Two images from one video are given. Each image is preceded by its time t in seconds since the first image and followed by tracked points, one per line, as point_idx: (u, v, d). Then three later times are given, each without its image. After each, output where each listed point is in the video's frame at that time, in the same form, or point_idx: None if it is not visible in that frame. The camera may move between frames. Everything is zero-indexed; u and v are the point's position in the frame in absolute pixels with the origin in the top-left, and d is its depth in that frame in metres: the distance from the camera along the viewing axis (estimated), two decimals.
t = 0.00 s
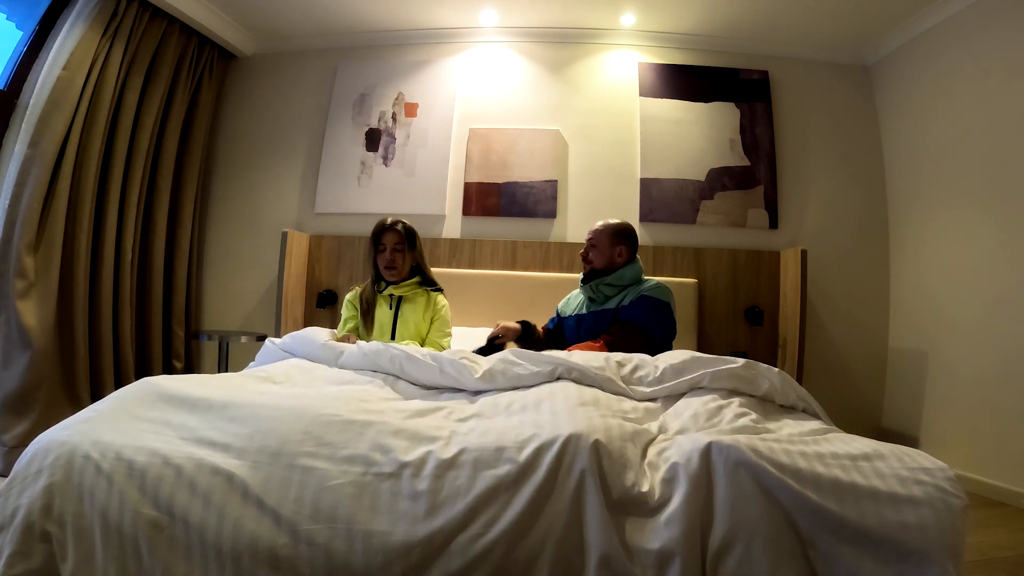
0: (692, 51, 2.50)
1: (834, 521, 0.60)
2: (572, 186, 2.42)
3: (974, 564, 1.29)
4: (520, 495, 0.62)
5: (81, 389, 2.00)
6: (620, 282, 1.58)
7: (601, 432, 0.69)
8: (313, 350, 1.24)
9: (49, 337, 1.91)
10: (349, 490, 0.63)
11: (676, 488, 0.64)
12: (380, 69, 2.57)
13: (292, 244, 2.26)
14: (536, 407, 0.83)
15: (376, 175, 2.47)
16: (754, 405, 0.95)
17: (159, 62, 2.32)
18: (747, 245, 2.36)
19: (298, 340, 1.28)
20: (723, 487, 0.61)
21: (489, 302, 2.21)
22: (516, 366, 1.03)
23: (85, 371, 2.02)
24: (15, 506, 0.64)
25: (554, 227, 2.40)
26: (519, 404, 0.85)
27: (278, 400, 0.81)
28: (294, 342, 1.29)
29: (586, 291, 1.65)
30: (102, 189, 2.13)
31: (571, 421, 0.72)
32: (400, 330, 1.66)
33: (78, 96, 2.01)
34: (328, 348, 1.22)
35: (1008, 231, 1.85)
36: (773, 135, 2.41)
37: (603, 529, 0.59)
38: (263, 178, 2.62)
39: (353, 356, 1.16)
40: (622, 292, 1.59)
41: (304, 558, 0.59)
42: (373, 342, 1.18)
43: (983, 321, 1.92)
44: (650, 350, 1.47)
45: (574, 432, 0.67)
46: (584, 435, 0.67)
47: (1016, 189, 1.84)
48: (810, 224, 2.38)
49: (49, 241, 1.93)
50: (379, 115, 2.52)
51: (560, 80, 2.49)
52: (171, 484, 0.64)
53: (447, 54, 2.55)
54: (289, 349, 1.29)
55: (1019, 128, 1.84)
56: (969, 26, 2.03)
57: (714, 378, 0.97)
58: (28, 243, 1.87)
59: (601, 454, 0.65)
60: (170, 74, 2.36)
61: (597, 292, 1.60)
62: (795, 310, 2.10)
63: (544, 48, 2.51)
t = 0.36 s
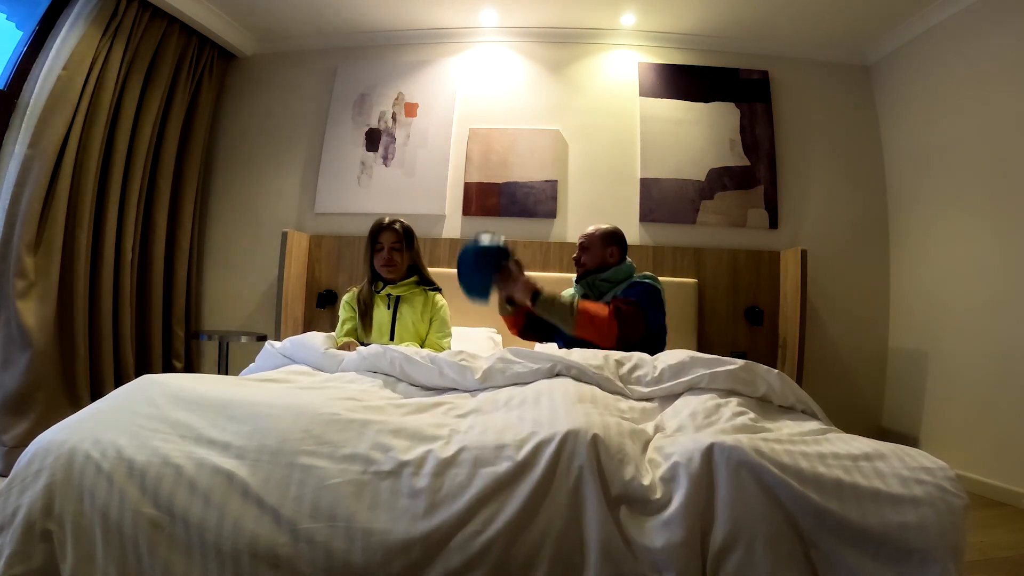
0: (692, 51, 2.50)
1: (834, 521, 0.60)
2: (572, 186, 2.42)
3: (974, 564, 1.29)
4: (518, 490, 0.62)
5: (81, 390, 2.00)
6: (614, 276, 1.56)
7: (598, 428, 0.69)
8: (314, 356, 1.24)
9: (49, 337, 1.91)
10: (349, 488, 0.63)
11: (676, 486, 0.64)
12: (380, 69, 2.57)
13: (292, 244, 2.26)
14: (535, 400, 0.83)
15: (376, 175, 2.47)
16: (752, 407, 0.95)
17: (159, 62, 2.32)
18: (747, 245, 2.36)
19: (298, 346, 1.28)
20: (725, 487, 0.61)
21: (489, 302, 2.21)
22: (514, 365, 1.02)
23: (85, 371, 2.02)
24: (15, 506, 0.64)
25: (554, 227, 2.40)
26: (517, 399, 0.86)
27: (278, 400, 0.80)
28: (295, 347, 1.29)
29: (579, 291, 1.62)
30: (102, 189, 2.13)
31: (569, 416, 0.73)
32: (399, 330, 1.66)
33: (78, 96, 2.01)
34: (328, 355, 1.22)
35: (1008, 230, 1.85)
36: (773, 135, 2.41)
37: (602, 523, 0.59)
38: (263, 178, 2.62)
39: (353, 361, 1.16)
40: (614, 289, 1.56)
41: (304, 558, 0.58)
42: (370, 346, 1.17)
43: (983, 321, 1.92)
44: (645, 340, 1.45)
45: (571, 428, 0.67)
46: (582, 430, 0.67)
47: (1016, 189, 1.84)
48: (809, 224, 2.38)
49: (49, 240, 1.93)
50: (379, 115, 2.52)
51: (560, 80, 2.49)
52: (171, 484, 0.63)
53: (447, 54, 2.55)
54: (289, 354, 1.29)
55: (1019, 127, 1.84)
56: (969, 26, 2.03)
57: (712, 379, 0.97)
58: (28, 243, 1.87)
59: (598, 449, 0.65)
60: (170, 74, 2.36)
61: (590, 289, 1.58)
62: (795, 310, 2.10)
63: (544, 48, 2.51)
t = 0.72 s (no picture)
0: (692, 51, 2.50)
1: (834, 520, 0.60)
2: (572, 186, 2.42)
3: (975, 564, 1.29)
4: (495, 481, 0.63)
5: (81, 390, 2.00)
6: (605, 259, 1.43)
7: (571, 406, 0.71)
8: (314, 353, 1.24)
9: (49, 338, 1.91)
10: (348, 488, 0.64)
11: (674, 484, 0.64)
12: (380, 69, 2.57)
13: (292, 244, 2.26)
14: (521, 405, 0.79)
15: (376, 175, 2.47)
16: (750, 397, 0.96)
17: (159, 62, 2.32)
18: (747, 245, 2.36)
19: (298, 342, 1.28)
20: (728, 486, 0.61)
21: (489, 302, 2.21)
22: (512, 382, 0.96)
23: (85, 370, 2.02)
24: (15, 506, 0.64)
25: (554, 227, 2.40)
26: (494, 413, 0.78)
27: (280, 400, 0.81)
28: (296, 343, 1.30)
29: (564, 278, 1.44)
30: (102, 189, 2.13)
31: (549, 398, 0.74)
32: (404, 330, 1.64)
33: (78, 95, 2.01)
34: (328, 350, 1.22)
35: (1008, 230, 1.85)
36: (773, 135, 2.41)
37: (586, 523, 0.60)
38: (263, 178, 2.62)
39: (354, 361, 1.15)
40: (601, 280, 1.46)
41: (303, 558, 0.58)
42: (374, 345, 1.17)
43: (983, 321, 1.92)
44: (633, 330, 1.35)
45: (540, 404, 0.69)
46: (552, 408, 0.68)
47: (1016, 189, 1.84)
48: (809, 224, 2.38)
49: (49, 240, 1.93)
50: (379, 115, 2.52)
51: (560, 80, 2.49)
52: (171, 484, 0.63)
53: (447, 54, 2.55)
54: (290, 350, 1.29)
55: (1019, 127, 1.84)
56: (969, 27, 2.03)
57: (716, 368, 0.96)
58: (28, 243, 1.87)
59: (577, 440, 0.66)
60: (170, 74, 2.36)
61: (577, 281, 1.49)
62: (795, 310, 2.10)
63: (544, 48, 2.51)
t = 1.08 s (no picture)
0: (692, 51, 2.50)
1: (831, 519, 0.60)
2: (572, 186, 2.42)
3: (974, 564, 1.29)
4: (494, 483, 0.63)
5: (81, 389, 2.00)
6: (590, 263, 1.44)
7: (572, 409, 0.70)
8: (317, 351, 1.24)
9: (49, 338, 1.91)
10: (348, 489, 0.64)
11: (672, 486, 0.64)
12: (380, 69, 2.58)
13: (292, 244, 2.26)
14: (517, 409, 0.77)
15: (376, 175, 2.47)
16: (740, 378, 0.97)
17: (159, 62, 2.32)
18: (747, 245, 2.36)
19: (301, 341, 1.28)
20: (724, 480, 0.62)
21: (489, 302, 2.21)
22: (505, 394, 0.93)
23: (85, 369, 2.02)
24: (15, 506, 0.64)
25: (554, 227, 2.40)
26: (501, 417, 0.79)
27: (279, 401, 0.81)
28: (298, 343, 1.30)
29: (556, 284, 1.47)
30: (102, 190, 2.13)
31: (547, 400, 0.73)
32: (411, 331, 1.63)
33: (78, 95, 2.01)
34: (331, 350, 1.21)
35: (1008, 231, 1.85)
36: (773, 135, 2.41)
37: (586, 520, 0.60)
38: (263, 178, 2.62)
39: (358, 361, 1.15)
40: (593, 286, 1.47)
41: (303, 559, 0.58)
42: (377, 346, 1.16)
43: (982, 321, 1.92)
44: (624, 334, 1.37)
45: (539, 412, 0.68)
46: (553, 413, 0.68)
47: (1016, 190, 1.84)
48: (810, 224, 2.38)
49: (49, 241, 1.93)
50: (379, 115, 2.52)
51: (560, 80, 2.49)
52: (171, 484, 0.63)
53: (447, 54, 2.55)
54: (292, 349, 1.29)
55: (1019, 128, 1.84)
56: (969, 27, 2.03)
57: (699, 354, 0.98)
58: (28, 243, 1.87)
59: (580, 445, 0.66)
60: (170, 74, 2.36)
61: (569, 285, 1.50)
62: (795, 310, 2.10)
63: (544, 48, 2.51)
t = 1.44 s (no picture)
0: (692, 51, 2.50)
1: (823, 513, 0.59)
2: (571, 186, 2.42)
3: (974, 564, 1.29)
4: (496, 482, 0.63)
5: (81, 390, 2.00)
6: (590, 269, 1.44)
7: (575, 410, 0.70)
8: (318, 347, 1.24)
9: (49, 338, 1.91)
10: (348, 489, 0.64)
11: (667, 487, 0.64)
12: (380, 69, 2.58)
13: (292, 244, 2.26)
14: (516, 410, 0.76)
15: (376, 175, 2.47)
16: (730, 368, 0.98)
17: (159, 62, 2.32)
18: (747, 245, 2.36)
19: (301, 338, 1.28)
20: (721, 475, 0.62)
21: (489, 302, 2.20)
22: (502, 395, 0.94)
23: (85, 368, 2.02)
24: (15, 506, 0.64)
25: (554, 228, 2.40)
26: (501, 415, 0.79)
27: (278, 401, 0.81)
28: (298, 341, 1.29)
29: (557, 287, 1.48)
30: (102, 189, 2.13)
31: (547, 402, 0.73)
32: (415, 332, 1.64)
33: (78, 95, 2.01)
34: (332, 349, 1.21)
35: (1008, 231, 1.85)
36: (773, 135, 2.41)
37: (587, 518, 0.60)
38: (263, 178, 2.62)
39: (360, 360, 1.15)
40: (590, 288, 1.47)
41: (303, 559, 0.58)
42: (379, 346, 1.16)
43: (982, 321, 1.92)
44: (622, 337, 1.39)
45: (544, 412, 0.68)
46: (556, 414, 0.68)
47: (1015, 190, 1.84)
48: (809, 224, 2.38)
49: (49, 240, 1.93)
50: (379, 115, 2.52)
51: (560, 80, 2.49)
52: (171, 484, 0.63)
53: (448, 54, 2.55)
54: (292, 348, 1.29)
55: (1019, 128, 1.84)
56: (969, 27, 2.03)
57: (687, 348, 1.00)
58: (28, 243, 1.87)
59: (580, 440, 0.66)
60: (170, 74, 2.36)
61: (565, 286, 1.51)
62: (795, 310, 2.10)
63: (544, 48, 2.51)
